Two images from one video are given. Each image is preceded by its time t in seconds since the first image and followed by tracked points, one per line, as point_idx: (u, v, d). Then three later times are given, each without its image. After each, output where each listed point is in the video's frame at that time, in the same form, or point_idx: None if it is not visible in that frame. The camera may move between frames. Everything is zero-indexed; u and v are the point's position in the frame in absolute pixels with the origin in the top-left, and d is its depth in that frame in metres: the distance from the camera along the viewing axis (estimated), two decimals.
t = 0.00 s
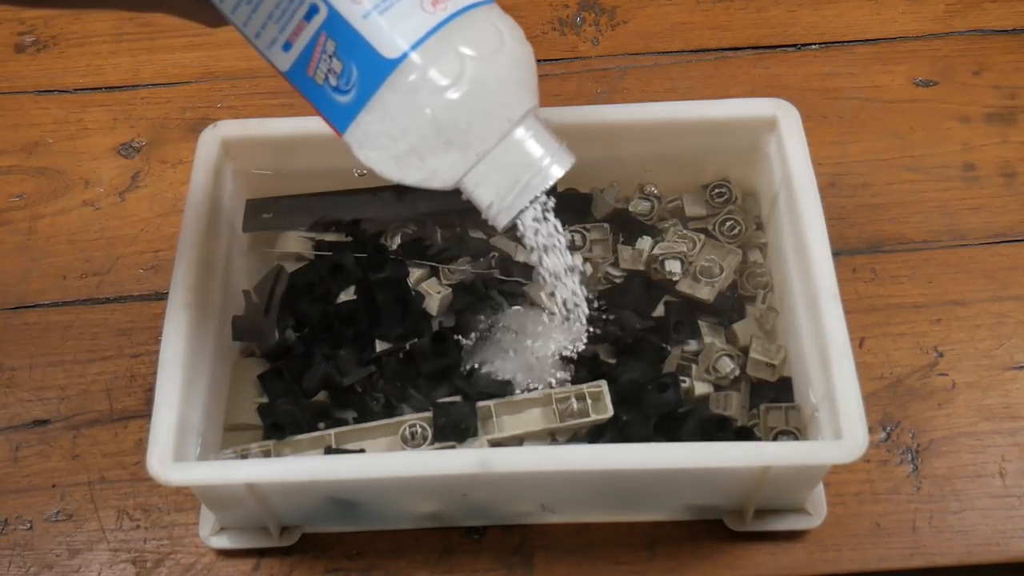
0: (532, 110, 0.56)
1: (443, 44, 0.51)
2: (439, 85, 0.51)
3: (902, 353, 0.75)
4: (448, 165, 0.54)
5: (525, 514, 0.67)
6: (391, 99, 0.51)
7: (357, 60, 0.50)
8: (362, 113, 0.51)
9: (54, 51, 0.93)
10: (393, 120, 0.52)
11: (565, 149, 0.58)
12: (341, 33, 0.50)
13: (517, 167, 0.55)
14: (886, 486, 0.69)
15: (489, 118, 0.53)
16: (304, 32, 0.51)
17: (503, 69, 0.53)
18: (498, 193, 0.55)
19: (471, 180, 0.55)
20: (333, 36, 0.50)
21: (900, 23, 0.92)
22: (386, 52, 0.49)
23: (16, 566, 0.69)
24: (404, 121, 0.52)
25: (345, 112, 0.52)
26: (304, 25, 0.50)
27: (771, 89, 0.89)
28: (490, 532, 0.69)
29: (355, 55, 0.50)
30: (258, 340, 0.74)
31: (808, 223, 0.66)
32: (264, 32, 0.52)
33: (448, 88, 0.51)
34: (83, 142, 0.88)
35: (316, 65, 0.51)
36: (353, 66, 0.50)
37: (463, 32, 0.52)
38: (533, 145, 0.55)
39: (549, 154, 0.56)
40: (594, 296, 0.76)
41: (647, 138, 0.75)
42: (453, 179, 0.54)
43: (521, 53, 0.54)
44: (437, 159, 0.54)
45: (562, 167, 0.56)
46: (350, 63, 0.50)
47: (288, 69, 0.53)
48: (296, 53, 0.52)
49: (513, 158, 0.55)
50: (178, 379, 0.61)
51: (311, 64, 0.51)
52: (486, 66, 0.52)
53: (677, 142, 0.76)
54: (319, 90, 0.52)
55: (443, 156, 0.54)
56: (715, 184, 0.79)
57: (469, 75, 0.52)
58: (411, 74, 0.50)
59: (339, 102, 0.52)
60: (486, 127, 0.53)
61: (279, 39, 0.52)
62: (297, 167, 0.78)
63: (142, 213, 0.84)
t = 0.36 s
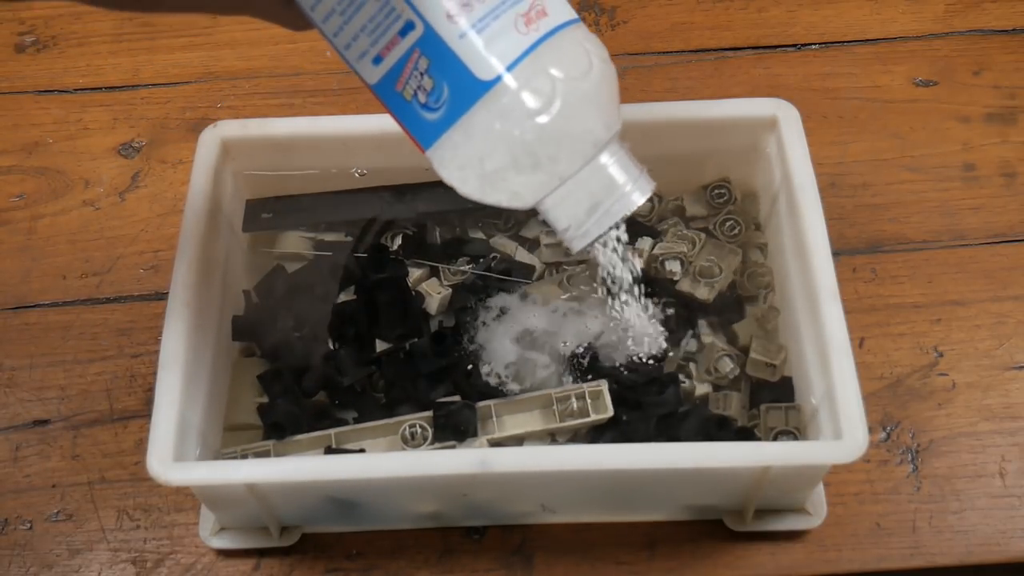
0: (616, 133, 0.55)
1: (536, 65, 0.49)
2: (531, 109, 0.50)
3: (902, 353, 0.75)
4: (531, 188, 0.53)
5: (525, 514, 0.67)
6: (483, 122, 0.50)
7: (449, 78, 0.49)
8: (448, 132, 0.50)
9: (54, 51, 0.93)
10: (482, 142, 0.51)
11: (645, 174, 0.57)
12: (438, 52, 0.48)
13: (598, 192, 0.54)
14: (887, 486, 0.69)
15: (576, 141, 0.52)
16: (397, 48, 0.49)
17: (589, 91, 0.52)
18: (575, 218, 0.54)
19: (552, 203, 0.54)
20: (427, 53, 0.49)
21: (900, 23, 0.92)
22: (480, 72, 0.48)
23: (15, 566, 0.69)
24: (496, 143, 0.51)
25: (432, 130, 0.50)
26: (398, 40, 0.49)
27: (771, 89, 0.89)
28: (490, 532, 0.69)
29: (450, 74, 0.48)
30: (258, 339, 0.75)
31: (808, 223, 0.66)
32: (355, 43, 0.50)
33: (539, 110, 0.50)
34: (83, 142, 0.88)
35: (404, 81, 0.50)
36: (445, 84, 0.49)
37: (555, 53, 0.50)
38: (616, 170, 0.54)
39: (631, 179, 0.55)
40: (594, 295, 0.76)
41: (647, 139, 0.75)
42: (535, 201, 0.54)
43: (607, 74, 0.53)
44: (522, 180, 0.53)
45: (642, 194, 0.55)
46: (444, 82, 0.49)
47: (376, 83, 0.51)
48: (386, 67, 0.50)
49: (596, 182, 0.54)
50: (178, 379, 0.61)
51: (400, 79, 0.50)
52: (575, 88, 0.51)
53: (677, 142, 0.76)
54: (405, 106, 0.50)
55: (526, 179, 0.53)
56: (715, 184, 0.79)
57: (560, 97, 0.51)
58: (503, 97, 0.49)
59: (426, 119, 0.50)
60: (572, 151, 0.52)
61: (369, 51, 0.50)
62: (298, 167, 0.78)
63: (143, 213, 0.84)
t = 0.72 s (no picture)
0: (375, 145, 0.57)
1: (286, 82, 0.53)
2: (277, 123, 0.53)
3: (902, 353, 0.75)
4: (289, 198, 0.55)
5: (525, 514, 0.67)
6: (234, 135, 0.53)
7: (197, 96, 0.52)
8: (202, 146, 0.53)
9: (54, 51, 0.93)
10: (222, 150, 0.53)
11: (408, 187, 0.59)
12: (182, 70, 0.52)
13: (353, 205, 0.56)
14: (887, 486, 0.69)
15: (326, 154, 0.55)
16: (148, 65, 0.53)
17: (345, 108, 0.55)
18: (342, 228, 0.56)
19: (318, 213, 0.56)
20: (176, 70, 0.52)
21: (900, 23, 0.92)
22: (226, 90, 0.51)
23: (15, 567, 0.69)
24: (218, 155, 0.54)
25: (186, 143, 0.54)
26: (147, 60, 0.53)
27: (770, 89, 0.89)
28: (490, 532, 0.69)
29: (194, 91, 0.52)
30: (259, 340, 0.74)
31: (807, 223, 0.66)
32: (111, 60, 0.54)
33: (287, 124, 0.53)
34: (83, 142, 0.88)
35: (159, 97, 0.53)
36: (193, 101, 0.52)
37: (308, 72, 0.54)
38: (374, 181, 0.57)
39: (389, 190, 0.57)
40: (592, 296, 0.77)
41: (648, 139, 0.75)
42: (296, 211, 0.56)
43: (366, 92, 0.57)
44: (280, 193, 0.55)
45: (400, 207, 0.58)
46: (191, 99, 0.52)
47: (133, 98, 0.54)
48: (139, 84, 0.54)
49: (352, 194, 0.56)
50: (178, 379, 0.61)
51: (153, 96, 0.53)
52: (329, 104, 0.54)
53: (677, 143, 0.76)
54: (160, 121, 0.54)
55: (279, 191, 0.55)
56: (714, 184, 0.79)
57: (311, 112, 0.54)
58: (249, 112, 0.52)
59: (182, 134, 0.54)
60: (325, 163, 0.55)
61: (124, 69, 0.54)
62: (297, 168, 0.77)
63: (142, 213, 0.84)
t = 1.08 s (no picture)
0: (321, 137, 0.58)
1: (221, 78, 0.54)
2: (217, 116, 0.54)
3: (902, 353, 0.75)
4: (233, 191, 0.56)
5: (525, 514, 0.67)
6: (186, 131, 0.54)
7: (134, 95, 0.53)
8: (146, 147, 0.54)
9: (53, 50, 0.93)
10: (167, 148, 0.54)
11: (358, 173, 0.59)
12: (119, 71, 0.53)
13: (308, 191, 0.56)
14: (887, 486, 0.69)
15: (264, 145, 0.55)
16: (81, 73, 0.54)
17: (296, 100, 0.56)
18: (303, 217, 0.56)
19: (269, 205, 0.57)
20: (109, 74, 0.53)
21: (900, 23, 0.92)
22: (162, 86, 0.52)
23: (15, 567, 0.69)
24: (165, 154, 0.54)
25: (131, 146, 0.55)
26: (81, 67, 0.54)
27: (770, 90, 0.89)
28: (490, 532, 0.69)
29: (132, 91, 0.53)
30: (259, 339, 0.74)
31: (807, 223, 0.66)
32: (45, 74, 0.56)
33: (228, 117, 0.54)
34: (82, 142, 0.88)
35: (98, 104, 0.55)
36: (132, 101, 0.53)
37: (246, 65, 0.55)
38: (320, 169, 0.57)
39: (337, 177, 0.57)
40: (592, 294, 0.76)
41: (648, 139, 0.75)
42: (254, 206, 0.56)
43: (307, 84, 0.58)
44: (221, 187, 0.56)
45: (348, 191, 0.57)
46: (130, 99, 0.53)
47: (73, 108, 0.56)
48: (75, 93, 0.55)
49: (301, 182, 0.57)
50: (178, 379, 0.61)
51: (92, 103, 0.55)
52: (270, 98, 0.55)
53: (677, 142, 0.76)
54: (103, 127, 0.55)
55: (236, 185, 0.56)
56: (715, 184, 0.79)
57: (250, 105, 0.55)
58: (186, 108, 0.53)
59: (125, 137, 0.55)
60: (263, 154, 0.55)
61: (59, 80, 0.55)
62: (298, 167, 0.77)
63: (142, 213, 0.84)
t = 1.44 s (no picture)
0: (576, 119, 0.57)
1: (489, 62, 0.52)
2: (489, 104, 0.52)
3: (902, 353, 0.75)
4: (502, 178, 0.55)
5: (525, 514, 0.67)
6: (448, 118, 0.52)
7: (411, 84, 0.52)
8: (416, 136, 0.53)
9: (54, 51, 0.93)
10: (437, 134, 0.53)
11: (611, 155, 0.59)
12: (394, 59, 0.52)
13: (563, 175, 0.56)
14: (887, 486, 0.69)
15: (532, 130, 0.54)
16: (353, 61, 0.53)
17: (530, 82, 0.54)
18: (547, 203, 0.56)
19: (524, 191, 0.56)
20: (385, 62, 0.52)
21: (900, 23, 0.92)
22: (438, 73, 0.51)
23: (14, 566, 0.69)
24: (445, 141, 0.53)
25: (400, 135, 0.54)
26: (354, 55, 0.53)
27: (770, 89, 0.89)
28: (490, 532, 0.69)
29: (409, 80, 0.52)
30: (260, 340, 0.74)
31: (808, 224, 0.66)
32: (315, 63, 0.54)
33: (500, 104, 0.53)
34: (83, 143, 0.88)
35: (368, 92, 0.53)
36: (406, 90, 0.52)
37: (506, 50, 0.53)
38: (580, 155, 0.57)
39: (595, 161, 0.57)
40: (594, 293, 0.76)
41: (649, 139, 0.75)
42: (507, 193, 0.56)
43: (559, 66, 0.55)
44: (492, 171, 0.55)
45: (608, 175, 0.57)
46: (405, 88, 0.52)
47: (339, 98, 0.55)
48: (346, 82, 0.54)
49: (557, 168, 0.56)
50: (178, 379, 0.61)
51: (363, 90, 0.53)
52: (531, 82, 0.54)
53: (678, 143, 0.76)
54: (370, 116, 0.54)
55: (496, 173, 0.55)
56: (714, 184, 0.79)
57: (517, 90, 0.53)
58: (462, 95, 0.52)
59: (393, 126, 0.54)
60: (540, 140, 0.55)
61: (329, 69, 0.54)
62: (298, 167, 0.78)
63: (143, 213, 0.84)
